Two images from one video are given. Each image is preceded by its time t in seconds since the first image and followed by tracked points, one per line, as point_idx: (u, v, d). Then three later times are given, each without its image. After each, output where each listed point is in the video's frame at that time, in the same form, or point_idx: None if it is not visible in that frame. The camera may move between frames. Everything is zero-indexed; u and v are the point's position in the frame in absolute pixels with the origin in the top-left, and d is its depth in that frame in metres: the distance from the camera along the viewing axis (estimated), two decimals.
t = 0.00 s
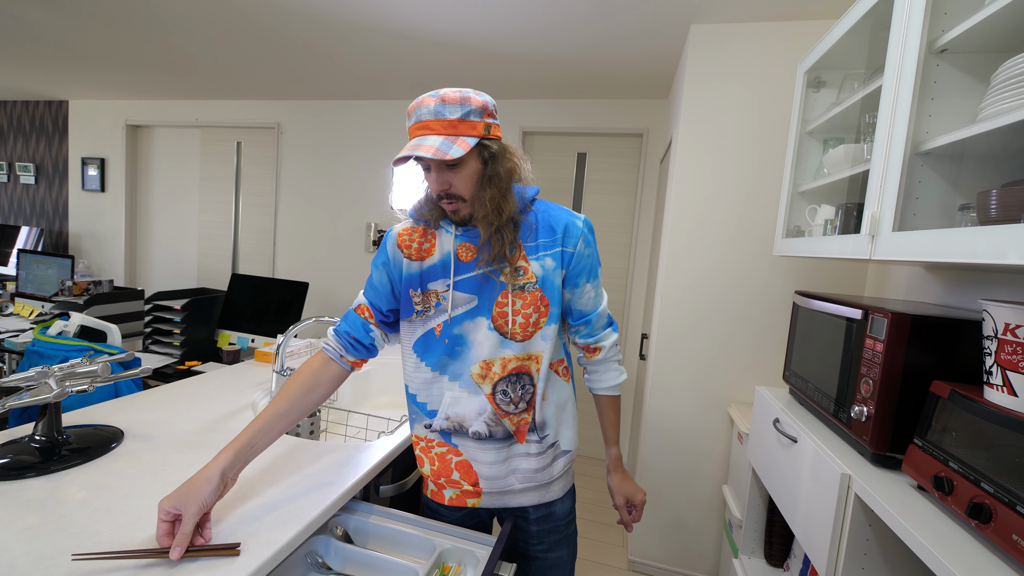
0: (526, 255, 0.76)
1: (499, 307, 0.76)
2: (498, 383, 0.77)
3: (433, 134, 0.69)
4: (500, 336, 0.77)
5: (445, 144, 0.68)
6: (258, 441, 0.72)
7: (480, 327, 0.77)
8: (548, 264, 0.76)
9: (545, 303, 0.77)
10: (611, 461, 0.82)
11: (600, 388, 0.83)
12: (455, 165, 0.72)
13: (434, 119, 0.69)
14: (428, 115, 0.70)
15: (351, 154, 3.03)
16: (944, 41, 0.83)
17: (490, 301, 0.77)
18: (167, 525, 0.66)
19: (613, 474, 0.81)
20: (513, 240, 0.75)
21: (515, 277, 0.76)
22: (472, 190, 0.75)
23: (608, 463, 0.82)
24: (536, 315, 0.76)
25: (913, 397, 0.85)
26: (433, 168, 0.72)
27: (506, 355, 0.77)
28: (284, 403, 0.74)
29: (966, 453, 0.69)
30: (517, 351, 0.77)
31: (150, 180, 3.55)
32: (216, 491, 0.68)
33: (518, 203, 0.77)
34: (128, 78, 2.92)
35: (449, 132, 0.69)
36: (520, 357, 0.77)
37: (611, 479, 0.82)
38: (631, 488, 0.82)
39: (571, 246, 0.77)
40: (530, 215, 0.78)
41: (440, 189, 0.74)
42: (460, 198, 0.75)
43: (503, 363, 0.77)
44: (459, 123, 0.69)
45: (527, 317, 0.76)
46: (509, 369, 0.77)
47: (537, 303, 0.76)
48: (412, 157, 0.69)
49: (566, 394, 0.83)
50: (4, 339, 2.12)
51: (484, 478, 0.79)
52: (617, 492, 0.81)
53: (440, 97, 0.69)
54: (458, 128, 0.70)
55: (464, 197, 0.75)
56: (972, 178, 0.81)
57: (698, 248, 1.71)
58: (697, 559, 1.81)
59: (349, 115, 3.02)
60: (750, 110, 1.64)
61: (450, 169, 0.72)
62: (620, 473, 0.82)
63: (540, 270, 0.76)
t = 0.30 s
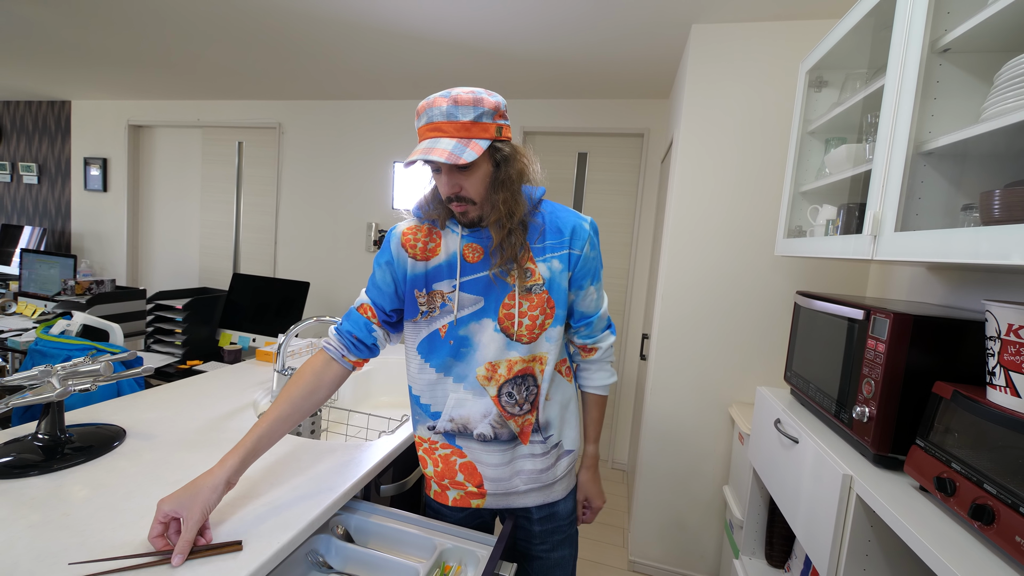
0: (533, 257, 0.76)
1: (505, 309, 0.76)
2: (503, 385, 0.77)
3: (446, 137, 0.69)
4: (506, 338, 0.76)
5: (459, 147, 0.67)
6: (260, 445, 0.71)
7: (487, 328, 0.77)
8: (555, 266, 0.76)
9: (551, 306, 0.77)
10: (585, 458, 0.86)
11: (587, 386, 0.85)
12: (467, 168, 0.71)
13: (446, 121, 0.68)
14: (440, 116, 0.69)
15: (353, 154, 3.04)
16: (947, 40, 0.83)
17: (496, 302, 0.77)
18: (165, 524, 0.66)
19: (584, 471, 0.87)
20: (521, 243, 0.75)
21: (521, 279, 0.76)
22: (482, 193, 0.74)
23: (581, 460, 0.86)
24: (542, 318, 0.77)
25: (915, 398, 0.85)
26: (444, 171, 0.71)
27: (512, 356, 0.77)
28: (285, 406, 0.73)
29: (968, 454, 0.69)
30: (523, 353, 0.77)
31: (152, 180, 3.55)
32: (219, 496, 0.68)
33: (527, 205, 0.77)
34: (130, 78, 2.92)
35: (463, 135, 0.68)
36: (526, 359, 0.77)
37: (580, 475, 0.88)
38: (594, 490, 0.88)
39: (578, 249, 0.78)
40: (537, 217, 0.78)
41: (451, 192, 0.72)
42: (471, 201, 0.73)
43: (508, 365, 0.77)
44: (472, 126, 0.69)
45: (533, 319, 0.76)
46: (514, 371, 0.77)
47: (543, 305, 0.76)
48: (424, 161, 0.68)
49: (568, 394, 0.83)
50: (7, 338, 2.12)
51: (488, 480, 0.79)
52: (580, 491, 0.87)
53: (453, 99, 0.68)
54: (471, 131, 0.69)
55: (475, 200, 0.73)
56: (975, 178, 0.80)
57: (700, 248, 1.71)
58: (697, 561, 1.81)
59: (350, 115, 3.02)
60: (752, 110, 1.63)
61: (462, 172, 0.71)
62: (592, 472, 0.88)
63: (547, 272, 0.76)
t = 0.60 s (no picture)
0: (539, 255, 0.76)
1: (511, 308, 0.76)
2: (509, 385, 0.77)
3: (452, 136, 0.68)
4: (512, 337, 0.77)
5: (465, 146, 0.67)
6: (269, 444, 0.73)
7: (492, 327, 0.77)
8: (562, 264, 0.76)
9: (558, 305, 0.77)
10: (594, 463, 0.85)
11: (595, 389, 0.85)
12: (473, 167, 0.70)
13: (452, 119, 0.68)
14: (446, 115, 0.69)
15: (354, 153, 3.04)
16: (951, 37, 0.83)
17: (502, 301, 0.77)
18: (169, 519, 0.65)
19: (591, 477, 0.86)
20: (528, 244, 0.74)
21: (528, 277, 0.76)
22: (489, 192, 0.73)
23: (589, 464, 0.86)
24: (548, 316, 0.77)
25: (918, 397, 0.84)
26: (450, 170, 0.70)
27: (518, 356, 0.77)
28: (295, 405, 0.74)
29: (972, 453, 0.69)
30: (529, 352, 0.77)
31: (154, 179, 3.56)
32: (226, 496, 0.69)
33: (534, 203, 0.77)
34: (132, 77, 2.93)
35: (469, 134, 0.68)
36: (532, 358, 0.77)
37: (588, 482, 0.87)
38: (604, 498, 0.87)
39: (585, 247, 0.77)
40: (544, 215, 0.78)
41: (457, 192, 0.71)
42: (478, 200, 0.73)
43: (514, 364, 0.77)
44: (478, 124, 0.68)
45: (539, 318, 0.76)
46: (520, 370, 0.77)
47: (550, 304, 0.76)
48: (430, 160, 0.67)
49: (575, 395, 0.83)
50: (10, 337, 2.13)
51: (494, 480, 0.79)
52: (587, 496, 0.86)
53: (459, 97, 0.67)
54: (477, 129, 0.68)
55: (482, 199, 0.73)
56: (979, 175, 0.80)
57: (701, 246, 1.71)
58: (699, 559, 1.81)
59: (352, 114, 3.02)
60: (755, 108, 1.63)
61: (468, 172, 0.70)
62: (602, 479, 0.86)
63: (554, 270, 0.76)
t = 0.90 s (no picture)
0: (546, 256, 0.76)
1: (517, 309, 0.76)
2: (514, 387, 0.77)
3: (458, 132, 0.68)
4: (517, 339, 0.77)
5: (471, 143, 0.66)
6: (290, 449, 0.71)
7: (497, 328, 0.77)
8: (569, 265, 0.76)
9: (564, 306, 0.77)
10: (597, 467, 0.85)
11: (600, 391, 0.85)
12: (479, 165, 0.70)
13: (459, 115, 0.67)
14: (452, 110, 0.68)
15: (355, 152, 3.04)
16: (954, 37, 0.82)
17: (507, 302, 0.77)
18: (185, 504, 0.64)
19: (594, 481, 0.85)
20: (532, 244, 0.75)
21: (534, 277, 0.76)
22: (495, 190, 0.73)
23: (593, 468, 0.85)
24: (554, 318, 0.77)
25: (920, 397, 0.84)
26: (455, 167, 0.70)
27: (524, 358, 0.77)
28: (317, 406, 0.73)
29: (973, 454, 0.69)
30: (535, 354, 0.77)
31: (156, 179, 3.57)
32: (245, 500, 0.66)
33: (540, 202, 0.77)
34: (134, 77, 2.94)
35: (476, 130, 0.67)
36: (538, 360, 0.77)
37: (590, 486, 0.86)
38: (607, 503, 0.86)
39: (592, 247, 0.77)
40: (551, 215, 0.78)
41: (462, 189, 0.71)
42: (483, 199, 0.73)
43: (519, 367, 0.77)
44: (485, 120, 0.67)
45: (545, 319, 0.76)
46: (525, 372, 0.77)
47: (556, 305, 0.76)
48: (435, 156, 0.67)
49: (580, 398, 0.83)
50: (13, 336, 2.14)
51: (498, 482, 0.79)
52: (589, 501, 0.85)
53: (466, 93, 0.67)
54: (484, 126, 0.68)
55: (486, 197, 0.72)
56: (981, 175, 0.80)
57: (702, 247, 1.71)
58: (701, 560, 1.81)
59: (353, 114, 3.03)
60: (756, 108, 1.63)
61: (474, 170, 0.70)
62: (604, 482, 0.86)
63: (561, 270, 0.76)
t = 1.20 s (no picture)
0: (553, 260, 0.75)
1: (525, 315, 0.76)
2: (522, 393, 0.77)
3: (461, 133, 0.66)
4: (525, 344, 0.77)
5: (476, 144, 0.65)
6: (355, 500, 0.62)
7: (506, 334, 0.77)
8: (577, 267, 0.76)
9: (572, 310, 0.77)
10: (602, 467, 0.87)
11: (604, 391, 0.86)
12: (482, 168, 0.69)
13: (461, 114, 0.66)
14: (455, 110, 0.67)
15: (356, 152, 3.04)
16: (957, 34, 0.82)
17: (515, 308, 0.76)
18: None
19: (600, 481, 0.88)
20: (541, 251, 0.74)
21: (543, 282, 0.75)
22: (498, 195, 0.72)
23: (598, 468, 0.88)
24: (563, 322, 0.77)
25: (922, 396, 0.84)
26: (458, 171, 0.69)
27: (532, 364, 0.77)
28: (355, 454, 0.63)
29: (976, 454, 0.69)
30: (543, 360, 0.77)
31: (157, 178, 3.57)
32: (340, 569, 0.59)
33: (547, 204, 0.76)
34: (135, 77, 2.94)
35: (480, 131, 0.66)
36: (546, 366, 0.78)
37: (596, 486, 0.89)
38: (611, 504, 0.88)
39: (600, 247, 0.77)
40: (558, 216, 0.76)
41: (465, 194, 0.70)
42: (487, 203, 0.71)
43: (527, 372, 0.77)
44: (489, 120, 0.66)
45: (554, 324, 0.76)
46: (533, 378, 0.77)
47: (564, 309, 0.76)
48: (438, 158, 0.66)
49: (586, 397, 0.85)
50: (15, 335, 2.15)
51: (506, 486, 0.79)
52: (595, 501, 0.88)
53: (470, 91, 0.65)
54: (489, 126, 0.67)
55: (491, 202, 0.71)
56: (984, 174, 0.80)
57: (703, 246, 1.70)
58: (701, 559, 1.81)
59: (354, 113, 3.03)
60: (758, 107, 1.62)
61: (478, 173, 0.69)
62: (609, 483, 0.88)
63: (569, 274, 0.76)
